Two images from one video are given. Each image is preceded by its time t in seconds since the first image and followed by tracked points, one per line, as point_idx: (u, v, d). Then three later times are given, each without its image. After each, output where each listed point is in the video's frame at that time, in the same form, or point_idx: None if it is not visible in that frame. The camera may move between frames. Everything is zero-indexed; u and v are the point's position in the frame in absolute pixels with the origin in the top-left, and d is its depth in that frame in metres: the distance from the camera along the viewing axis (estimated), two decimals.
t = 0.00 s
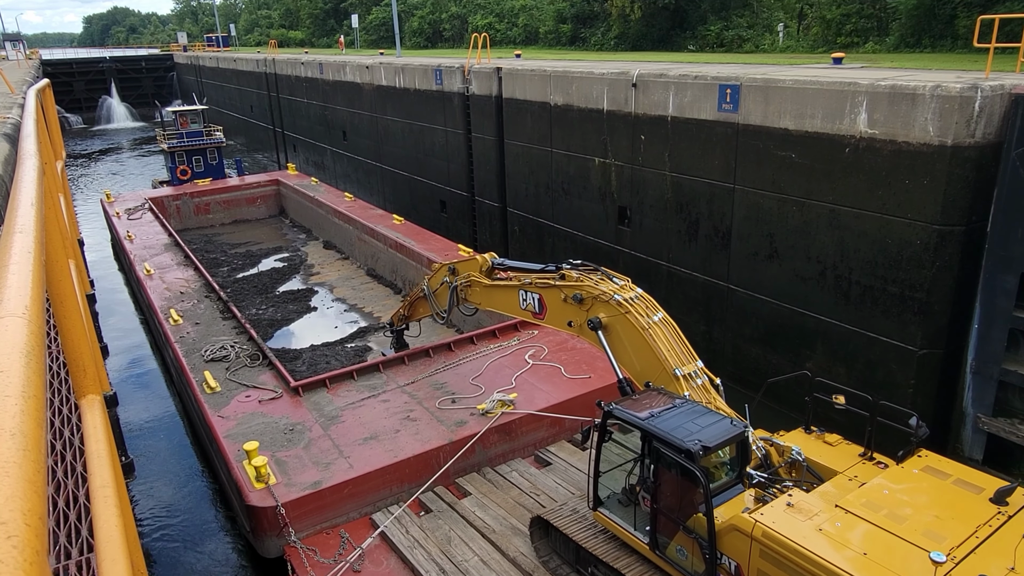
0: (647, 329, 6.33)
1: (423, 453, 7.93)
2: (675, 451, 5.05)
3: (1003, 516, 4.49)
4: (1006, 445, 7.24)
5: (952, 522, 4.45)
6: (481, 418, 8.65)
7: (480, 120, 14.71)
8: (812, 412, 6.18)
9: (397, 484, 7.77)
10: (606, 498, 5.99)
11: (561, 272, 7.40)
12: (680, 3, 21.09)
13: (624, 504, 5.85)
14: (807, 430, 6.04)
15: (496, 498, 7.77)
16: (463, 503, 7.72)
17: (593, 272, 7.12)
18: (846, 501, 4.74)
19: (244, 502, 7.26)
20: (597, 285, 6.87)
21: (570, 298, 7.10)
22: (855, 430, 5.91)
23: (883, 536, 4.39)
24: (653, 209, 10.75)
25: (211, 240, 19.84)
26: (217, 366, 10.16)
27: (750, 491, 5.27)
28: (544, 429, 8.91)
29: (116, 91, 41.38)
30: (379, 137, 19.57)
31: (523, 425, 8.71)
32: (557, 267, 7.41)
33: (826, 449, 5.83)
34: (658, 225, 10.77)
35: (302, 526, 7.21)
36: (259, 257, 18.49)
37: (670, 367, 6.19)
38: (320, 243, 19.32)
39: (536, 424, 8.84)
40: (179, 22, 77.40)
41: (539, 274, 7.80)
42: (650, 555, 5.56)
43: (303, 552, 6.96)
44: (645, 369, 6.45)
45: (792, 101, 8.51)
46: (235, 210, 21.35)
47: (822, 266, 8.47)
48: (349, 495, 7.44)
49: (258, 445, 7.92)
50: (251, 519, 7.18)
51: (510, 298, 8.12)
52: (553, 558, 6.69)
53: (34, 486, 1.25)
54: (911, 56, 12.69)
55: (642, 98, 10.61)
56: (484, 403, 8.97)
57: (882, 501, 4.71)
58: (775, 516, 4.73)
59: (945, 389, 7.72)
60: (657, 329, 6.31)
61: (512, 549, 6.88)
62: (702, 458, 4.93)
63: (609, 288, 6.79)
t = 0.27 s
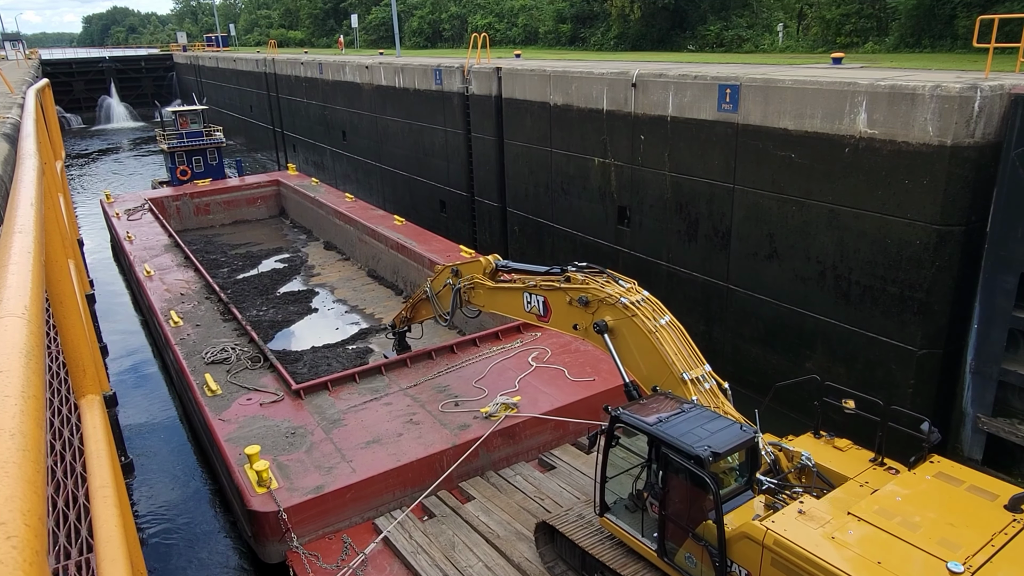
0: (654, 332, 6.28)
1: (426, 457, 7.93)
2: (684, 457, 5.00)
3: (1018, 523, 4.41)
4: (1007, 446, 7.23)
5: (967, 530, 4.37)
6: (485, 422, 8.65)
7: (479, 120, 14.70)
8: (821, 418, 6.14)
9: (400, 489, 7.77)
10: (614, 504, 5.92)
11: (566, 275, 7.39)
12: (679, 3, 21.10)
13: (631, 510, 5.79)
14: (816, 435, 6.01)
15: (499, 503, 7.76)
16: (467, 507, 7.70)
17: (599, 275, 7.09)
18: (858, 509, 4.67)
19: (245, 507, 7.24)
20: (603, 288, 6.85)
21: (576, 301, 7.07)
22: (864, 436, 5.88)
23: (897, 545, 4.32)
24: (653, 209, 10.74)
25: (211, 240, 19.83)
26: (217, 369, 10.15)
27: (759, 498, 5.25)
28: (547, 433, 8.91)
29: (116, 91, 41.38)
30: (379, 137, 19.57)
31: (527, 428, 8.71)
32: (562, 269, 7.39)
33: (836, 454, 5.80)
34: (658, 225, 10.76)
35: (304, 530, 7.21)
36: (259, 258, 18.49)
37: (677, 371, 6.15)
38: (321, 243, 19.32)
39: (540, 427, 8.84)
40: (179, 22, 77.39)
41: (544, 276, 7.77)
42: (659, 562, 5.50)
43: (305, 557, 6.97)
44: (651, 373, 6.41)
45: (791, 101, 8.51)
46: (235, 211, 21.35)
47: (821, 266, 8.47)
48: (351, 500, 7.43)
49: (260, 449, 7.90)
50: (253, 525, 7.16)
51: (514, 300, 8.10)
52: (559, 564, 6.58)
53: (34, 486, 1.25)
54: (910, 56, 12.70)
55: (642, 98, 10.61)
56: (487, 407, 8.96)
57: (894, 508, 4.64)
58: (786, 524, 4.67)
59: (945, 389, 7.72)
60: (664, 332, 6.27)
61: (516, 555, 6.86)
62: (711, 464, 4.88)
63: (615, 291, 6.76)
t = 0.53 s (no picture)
0: (662, 335, 6.27)
1: (431, 461, 7.92)
2: (694, 464, 4.95)
3: None
4: (1006, 446, 7.24)
5: (982, 539, 4.35)
6: (489, 425, 8.65)
7: (479, 120, 14.70)
8: (831, 422, 6.12)
9: (404, 493, 7.76)
10: (620, 509, 5.93)
11: (572, 277, 7.38)
12: (679, 3, 21.09)
13: (638, 516, 5.79)
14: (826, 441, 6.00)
15: (504, 508, 7.76)
16: (471, 512, 7.69)
17: (605, 278, 7.08)
18: (872, 517, 4.64)
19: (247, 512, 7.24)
20: (609, 291, 6.83)
21: (582, 303, 7.06)
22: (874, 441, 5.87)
23: (912, 553, 4.29)
24: (653, 209, 10.74)
25: (212, 241, 19.83)
26: (218, 371, 10.15)
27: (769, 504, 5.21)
28: (552, 436, 8.90)
29: (116, 91, 41.37)
30: (379, 137, 19.57)
31: (531, 432, 8.71)
32: (568, 272, 7.38)
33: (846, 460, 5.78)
34: (658, 225, 10.76)
35: (306, 536, 7.21)
36: (260, 259, 18.49)
37: (685, 375, 6.13)
38: (321, 244, 19.33)
39: (544, 430, 8.83)
40: (179, 22, 77.36)
41: (549, 279, 7.77)
42: (667, 569, 5.49)
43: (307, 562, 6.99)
44: (658, 377, 6.39)
45: (791, 101, 8.51)
46: (235, 211, 21.35)
47: (821, 266, 8.47)
48: (355, 505, 7.43)
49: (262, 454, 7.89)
50: (255, 530, 7.16)
51: (519, 303, 8.10)
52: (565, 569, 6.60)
53: (35, 488, 1.25)
54: (910, 56, 12.70)
55: (642, 98, 10.61)
56: (491, 410, 8.96)
57: (908, 515, 4.61)
58: (798, 531, 4.64)
59: (945, 389, 7.73)
60: (671, 336, 6.25)
61: (521, 560, 6.85)
62: (722, 471, 4.83)
63: (622, 294, 6.75)
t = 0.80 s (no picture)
0: (670, 339, 6.25)
1: (435, 466, 7.93)
2: (705, 470, 4.93)
3: None
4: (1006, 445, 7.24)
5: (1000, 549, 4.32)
6: (493, 429, 8.64)
7: (479, 120, 14.70)
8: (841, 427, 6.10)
9: (408, 498, 7.77)
10: (628, 515, 5.87)
11: (578, 279, 7.35)
12: (679, 2, 21.10)
13: (647, 523, 5.75)
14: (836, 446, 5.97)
15: (509, 512, 7.75)
16: (475, 517, 7.67)
17: (612, 280, 7.06)
18: (887, 524, 4.61)
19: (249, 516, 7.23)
20: (616, 294, 6.81)
21: (589, 306, 7.03)
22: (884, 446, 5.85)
23: (928, 561, 4.26)
24: (653, 209, 10.74)
25: (212, 242, 19.82)
26: (219, 374, 10.14)
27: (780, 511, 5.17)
28: (556, 439, 8.91)
29: (116, 90, 41.36)
30: (379, 136, 19.56)
31: (535, 435, 8.71)
32: (574, 274, 7.36)
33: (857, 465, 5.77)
34: (658, 225, 10.76)
35: (309, 541, 7.20)
36: (260, 260, 18.48)
37: (694, 379, 6.12)
38: (322, 245, 19.33)
39: (549, 433, 8.83)
40: (179, 21, 77.37)
41: (554, 281, 7.75)
42: None
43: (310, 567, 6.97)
44: (666, 381, 6.38)
45: (791, 100, 8.51)
46: (236, 211, 21.35)
47: (821, 265, 8.47)
48: (358, 510, 7.43)
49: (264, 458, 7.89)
50: (257, 535, 7.16)
51: (524, 305, 8.08)
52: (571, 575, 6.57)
53: (34, 488, 1.25)
54: (909, 56, 12.71)
55: (642, 98, 10.61)
56: (495, 413, 8.95)
57: (922, 523, 4.59)
58: (811, 539, 4.60)
59: (944, 389, 7.73)
60: (680, 339, 6.23)
61: (527, 566, 6.83)
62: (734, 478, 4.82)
63: (629, 297, 6.73)
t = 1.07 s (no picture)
0: (677, 343, 6.23)
1: (438, 470, 7.93)
2: (714, 477, 4.92)
3: None
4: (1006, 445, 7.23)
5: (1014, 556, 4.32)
6: (496, 432, 8.63)
7: (479, 119, 14.70)
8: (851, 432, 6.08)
9: (411, 501, 7.76)
10: (635, 521, 5.85)
11: (583, 282, 7.34)
12: (678, 2, 21.10)
13: (654, 528, 5.72)
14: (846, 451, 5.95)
15: (512, 517, 7.74)
16: (479, 521, 7.66)
17: (617, 284, 7.05)
18: (900, 532, 4.60)
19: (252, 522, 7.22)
20: (622, 297, 6.79)
21: (594, 309, 7.01)
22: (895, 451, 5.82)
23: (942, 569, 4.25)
24: (653, 209, 10.74)
25: (212, 243, 19.83)
26: (219, 376, 10.13)
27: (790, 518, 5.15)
28: (560, 442, 8.90)
29: (116, 91, 41.37)
30: (379, 136, 19.56)
31: (540, 438, 8.70)
32: (579, 277, 7.35)
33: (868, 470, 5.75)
34: (658, 225, 10.75)
35: (313, 546, 7.20)
36: (261, 261, 18.48)
37: (702, 384, 6.13)
38: (323, 245, 19.34)
39: (553, 436, 8.82)
40: (179, 22, 77.41)
41: (559, 283, 7.75)
42: None
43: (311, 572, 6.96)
44: (673, 385, 6.37)
45: (790, 100, 8.51)
46: (236, 212, 21.35)
47: (821, 265, 8.46)
48: (361, 514, 7.43)
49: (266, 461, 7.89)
50: (260, 540, 7.15)
51: (527, 307, 8.07)
52: None
53: (33, 491, 1.25)
54: (908, 56, 12.71)
55: (641, 98, 10.61)
56: (499, 416, 8.94)
57: (935, 530, 4.58)
58: (824, 548, 4.59)
59: (945, 389, 7.72)
60: (687, 343, 6.22)
61: (531, 571, 6.84)
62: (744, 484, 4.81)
63: (635, 300, 6.71)
